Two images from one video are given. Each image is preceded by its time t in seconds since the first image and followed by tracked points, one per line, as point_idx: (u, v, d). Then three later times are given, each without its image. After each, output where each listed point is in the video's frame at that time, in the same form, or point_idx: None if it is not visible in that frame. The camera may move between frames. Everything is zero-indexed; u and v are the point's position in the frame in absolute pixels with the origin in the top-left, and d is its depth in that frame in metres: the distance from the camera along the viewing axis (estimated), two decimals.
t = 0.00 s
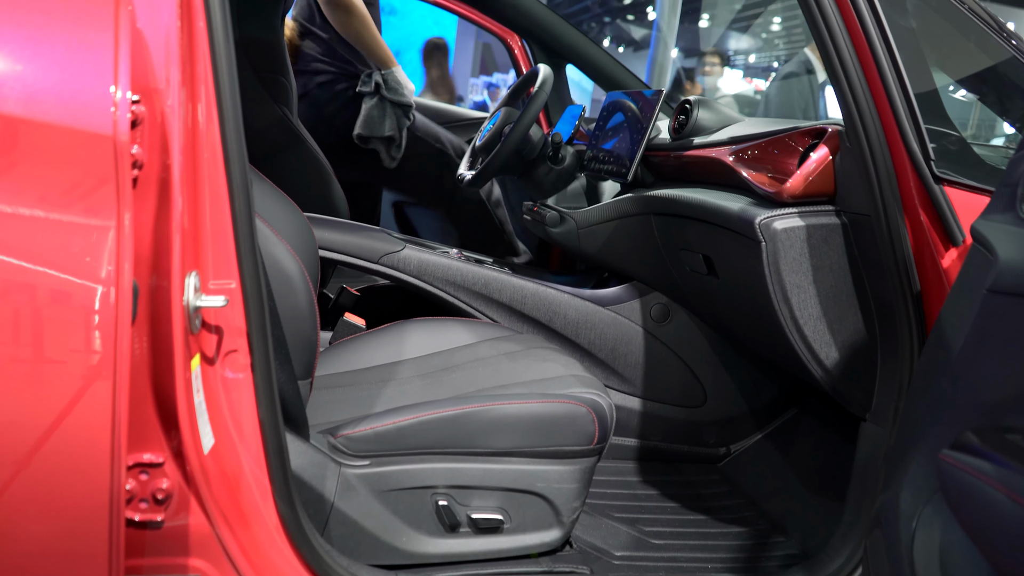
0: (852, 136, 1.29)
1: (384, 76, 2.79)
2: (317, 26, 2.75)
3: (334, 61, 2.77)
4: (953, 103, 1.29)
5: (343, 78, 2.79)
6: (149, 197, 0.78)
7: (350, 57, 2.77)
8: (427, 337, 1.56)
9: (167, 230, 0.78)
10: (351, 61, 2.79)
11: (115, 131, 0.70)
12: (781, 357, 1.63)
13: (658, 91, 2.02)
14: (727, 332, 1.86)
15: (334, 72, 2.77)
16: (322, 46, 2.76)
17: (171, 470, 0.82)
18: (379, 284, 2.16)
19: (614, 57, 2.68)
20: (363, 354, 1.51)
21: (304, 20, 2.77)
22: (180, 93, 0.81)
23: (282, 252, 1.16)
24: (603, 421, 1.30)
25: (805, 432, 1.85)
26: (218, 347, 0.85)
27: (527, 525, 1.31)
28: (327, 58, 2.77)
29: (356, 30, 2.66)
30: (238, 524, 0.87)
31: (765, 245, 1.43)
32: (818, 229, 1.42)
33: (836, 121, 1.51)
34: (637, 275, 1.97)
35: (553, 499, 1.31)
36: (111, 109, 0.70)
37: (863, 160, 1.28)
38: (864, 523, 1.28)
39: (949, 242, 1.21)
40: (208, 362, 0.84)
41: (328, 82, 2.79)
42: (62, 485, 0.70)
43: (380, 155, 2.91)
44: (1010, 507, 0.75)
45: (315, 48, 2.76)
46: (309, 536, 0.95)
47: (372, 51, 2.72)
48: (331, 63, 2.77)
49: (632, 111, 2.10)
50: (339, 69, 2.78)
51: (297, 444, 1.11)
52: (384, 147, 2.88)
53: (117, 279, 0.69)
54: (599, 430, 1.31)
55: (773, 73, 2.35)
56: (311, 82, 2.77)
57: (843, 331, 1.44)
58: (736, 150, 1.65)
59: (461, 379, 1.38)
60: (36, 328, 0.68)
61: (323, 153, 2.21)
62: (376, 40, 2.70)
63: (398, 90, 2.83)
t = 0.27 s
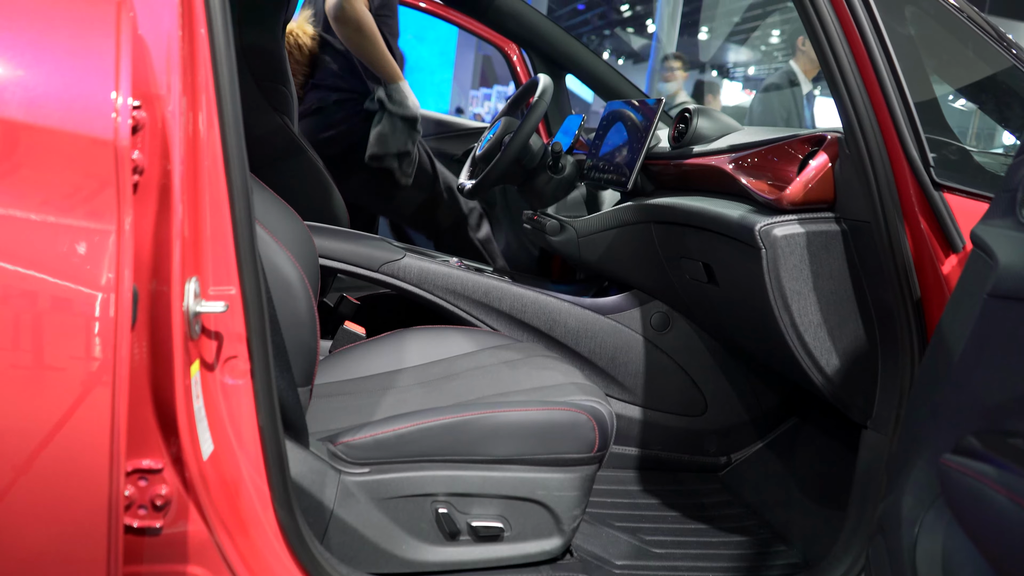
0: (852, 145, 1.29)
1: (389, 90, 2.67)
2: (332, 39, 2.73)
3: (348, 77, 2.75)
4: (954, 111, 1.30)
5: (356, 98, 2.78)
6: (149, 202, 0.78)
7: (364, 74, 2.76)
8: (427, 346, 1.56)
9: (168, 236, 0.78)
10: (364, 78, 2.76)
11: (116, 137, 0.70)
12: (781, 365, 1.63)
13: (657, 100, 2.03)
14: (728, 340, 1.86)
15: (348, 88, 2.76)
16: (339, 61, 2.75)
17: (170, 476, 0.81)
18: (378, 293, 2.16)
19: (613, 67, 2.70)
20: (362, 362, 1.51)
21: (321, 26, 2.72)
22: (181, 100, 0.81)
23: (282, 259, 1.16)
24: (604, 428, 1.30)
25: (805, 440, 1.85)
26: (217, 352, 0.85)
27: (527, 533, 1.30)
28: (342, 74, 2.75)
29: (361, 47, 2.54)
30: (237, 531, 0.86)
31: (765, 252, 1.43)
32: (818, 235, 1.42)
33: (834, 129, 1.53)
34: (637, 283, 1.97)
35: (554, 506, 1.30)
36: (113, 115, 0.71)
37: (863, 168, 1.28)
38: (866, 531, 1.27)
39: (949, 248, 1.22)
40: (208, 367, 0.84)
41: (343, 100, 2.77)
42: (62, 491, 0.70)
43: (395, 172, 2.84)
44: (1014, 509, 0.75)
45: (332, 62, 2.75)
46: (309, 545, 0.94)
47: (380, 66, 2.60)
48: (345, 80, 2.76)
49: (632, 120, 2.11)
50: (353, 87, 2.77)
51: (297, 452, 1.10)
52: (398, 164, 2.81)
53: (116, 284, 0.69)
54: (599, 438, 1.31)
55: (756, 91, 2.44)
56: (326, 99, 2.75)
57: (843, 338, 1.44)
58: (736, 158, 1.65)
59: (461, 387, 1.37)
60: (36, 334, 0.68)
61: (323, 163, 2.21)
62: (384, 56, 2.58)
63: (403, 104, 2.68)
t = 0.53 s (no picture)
0: (852, 153, 1.30)
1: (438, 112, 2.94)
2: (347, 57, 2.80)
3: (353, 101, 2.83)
4: (953, 121, 1.31)
5: (361, 122, 2.84)
6: (150, 207, 0.78)
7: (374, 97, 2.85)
8: (427, 354, 1.55)
9: (167, 241, 0.78)
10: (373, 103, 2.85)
11: (117, 144, 0.70)
12: (781, 372, 1.63)
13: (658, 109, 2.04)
14: (728, 349, 1.86)
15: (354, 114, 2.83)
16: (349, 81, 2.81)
17: (169, 482, 0.81)
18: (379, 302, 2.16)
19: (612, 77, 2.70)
20: (362, 371, 1.51)
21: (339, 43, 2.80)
22: (181, 104, 0.81)
23: (282, 265, 1.16)
24: (605, 436, 1.30)
25: (806, 450, 1.84)
26: (217, 358, 0.84)
27: (528, 541, 1.29)
28: (351, 97, 2.82)
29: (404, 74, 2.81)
30: (236, 538, 0.85)
31: (765, 259, 1.43)
32: (818, 242, 1.42)
33: (835, 136, 1.52)
34: (637, 292, 1.97)
35: (554, 514, 1.30)
36: (114, 121, 0.71)
37: (863, 176, 1.28)
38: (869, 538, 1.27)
39: (949, 254, 1.22)
40: (208, 373, 0.83)
41: (347, 122, 2.82)
42: (62, 497, 0.70)
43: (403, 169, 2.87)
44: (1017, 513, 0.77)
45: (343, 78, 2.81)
46: (309, 553, 0.93)
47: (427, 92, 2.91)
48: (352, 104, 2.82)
49: (632, 131, 2.11)
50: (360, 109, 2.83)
51: (296, 459, 1.09)
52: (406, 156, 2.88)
53: (116, 291, 0.69)
54: (600, 445, 1.30)
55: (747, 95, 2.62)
56: (330, 121, 2.81)
57: (844, 344, 1.44)
58: (735, 166, 1.65)
59: (461, 395, 1.37)
60: (37, 342, 0.67)
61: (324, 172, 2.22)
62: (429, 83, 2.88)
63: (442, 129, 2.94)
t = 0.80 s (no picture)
0: (852, 161, 1.30)
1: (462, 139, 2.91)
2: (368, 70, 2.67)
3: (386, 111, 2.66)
4: (953, 131, 1.30)
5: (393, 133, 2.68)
6: (151, 213, 0.79)
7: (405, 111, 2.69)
8: (427, 363, 1.55)
9: (168, 247, 0.79)
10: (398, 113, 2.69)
11: (118, 149, 0.71)
12: (781, 380, 1.63)
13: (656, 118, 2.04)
14: (729, 358, 1.86)
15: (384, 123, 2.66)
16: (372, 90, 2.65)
17: (169, 488, 0.81)
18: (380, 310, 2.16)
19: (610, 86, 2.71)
20: (362, 380, 1.51)
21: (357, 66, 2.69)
22: (183, 111, 0.82)
23: (282, 272, 1.17)
24: (606, 443, 1.31)
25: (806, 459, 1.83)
26: (217, 364, 0.84)
27: (528, 550, 1.27)
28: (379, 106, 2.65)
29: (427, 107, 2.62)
30: (235, 544, 0.84)
31: (765, 265, 1.43)
32: (818, 249, 1.42)
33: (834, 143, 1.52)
34: (637, 300, 1.97)
35: (555, 522, 1.28)
36: (115, 127, 0.71)
37: (863, 184, 1.29)
38: (870, 546, 1.26)
39: (949, 260, 1.22)
40: (208, 379, 0.83)
41: (375, 133, 2.65)
42: (62, 503, 0.70)
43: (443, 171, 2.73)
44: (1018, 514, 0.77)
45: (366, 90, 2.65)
46: (309, 562, 0.92)
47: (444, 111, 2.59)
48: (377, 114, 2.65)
49: (632, 140, 2.12)
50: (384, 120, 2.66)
51: (295, 466, 1.08)
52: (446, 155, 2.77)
53: (116, 298, 0.69)
54: (600, 453, 1.31)
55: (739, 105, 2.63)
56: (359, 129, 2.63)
57: (845, 351, 1.44)
58: (735, 174, 1.65)
59: (461, 403, 1.37)
60: (38, 350, 0.67)
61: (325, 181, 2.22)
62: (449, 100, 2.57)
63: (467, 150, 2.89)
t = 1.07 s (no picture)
0: (851, 168, 1.31)
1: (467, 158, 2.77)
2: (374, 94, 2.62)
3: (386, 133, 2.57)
4: (952, 138, 1.32)
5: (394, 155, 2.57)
6: (151, 218, 0.79)
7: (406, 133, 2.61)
8: (427, 371, 1.55)
9: (169, 254, 0.79)
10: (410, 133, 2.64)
11: (118, 156, 0.71)
12: (782, 388, 1.63)
13: (656, 128, 2.04)
14: (729, 366, 1.85)
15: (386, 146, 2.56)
16: (380, 112, 2.59)
17: (168, 495, 0.80)
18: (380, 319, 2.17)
19: (608, 95, 2.72)
20: (362, 388, 1.51)
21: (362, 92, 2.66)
22: (184, 118, 0.82)
23: (282, 279, 1.17)
24: (607, 451, 1.31)
25: (807, 468, 1.82)
26: (217, 371, 0.84)
27: (529, 558, 1.27)
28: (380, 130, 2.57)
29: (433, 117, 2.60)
30: (234, 552, 0.83)
31: (765, 272, 1.43)
32: (818, 256, 1.42)
33: (833, 151, 1.52)
34: (637, 309, 1.97)
35: (555, 530, 1.28)
36: (116, 133, 0.71)
37: (863, 192, 1.29)
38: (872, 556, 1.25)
39: (949, 267, 1.22)
40: (207, 386, 0.82)
41: (377, 157, 2.55)
42: (61, 510, 0.69)
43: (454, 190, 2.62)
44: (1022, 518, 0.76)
45: (376, 110, 2.60)
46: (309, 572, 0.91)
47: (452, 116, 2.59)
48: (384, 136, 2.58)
49: (632, 150, 2.12)
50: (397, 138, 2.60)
51: (295, 473, 1.07)
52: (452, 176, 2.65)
53: (116, 305, 0.69)
54: (600, 461, 1.31)
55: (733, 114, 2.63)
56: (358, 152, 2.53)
57: (845, 358, 1.43)
58: (735, 182, 1.65)
59: (462, 411, 1.36)
60: (38, 357, 0.67)
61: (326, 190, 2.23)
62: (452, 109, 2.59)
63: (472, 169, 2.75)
